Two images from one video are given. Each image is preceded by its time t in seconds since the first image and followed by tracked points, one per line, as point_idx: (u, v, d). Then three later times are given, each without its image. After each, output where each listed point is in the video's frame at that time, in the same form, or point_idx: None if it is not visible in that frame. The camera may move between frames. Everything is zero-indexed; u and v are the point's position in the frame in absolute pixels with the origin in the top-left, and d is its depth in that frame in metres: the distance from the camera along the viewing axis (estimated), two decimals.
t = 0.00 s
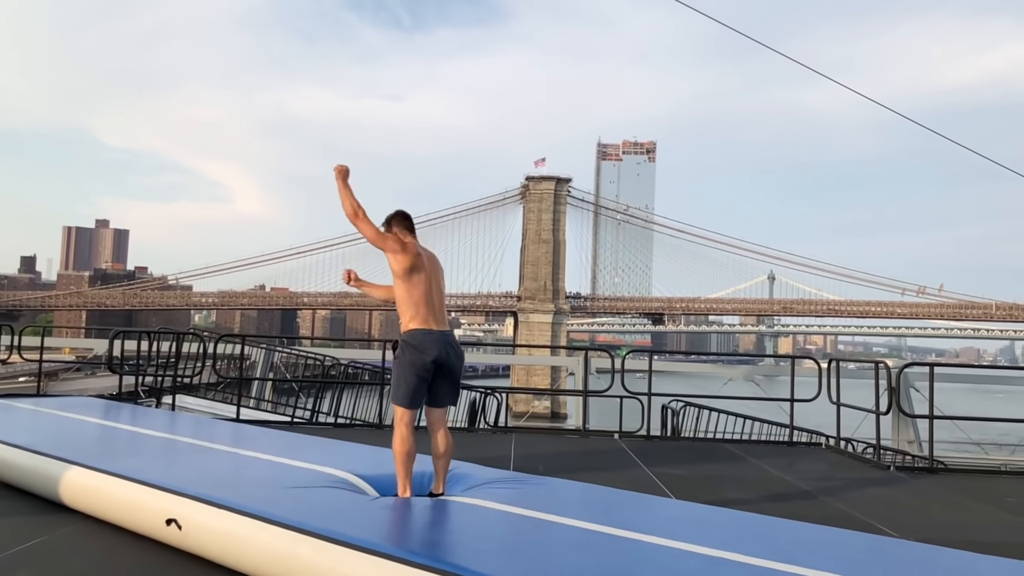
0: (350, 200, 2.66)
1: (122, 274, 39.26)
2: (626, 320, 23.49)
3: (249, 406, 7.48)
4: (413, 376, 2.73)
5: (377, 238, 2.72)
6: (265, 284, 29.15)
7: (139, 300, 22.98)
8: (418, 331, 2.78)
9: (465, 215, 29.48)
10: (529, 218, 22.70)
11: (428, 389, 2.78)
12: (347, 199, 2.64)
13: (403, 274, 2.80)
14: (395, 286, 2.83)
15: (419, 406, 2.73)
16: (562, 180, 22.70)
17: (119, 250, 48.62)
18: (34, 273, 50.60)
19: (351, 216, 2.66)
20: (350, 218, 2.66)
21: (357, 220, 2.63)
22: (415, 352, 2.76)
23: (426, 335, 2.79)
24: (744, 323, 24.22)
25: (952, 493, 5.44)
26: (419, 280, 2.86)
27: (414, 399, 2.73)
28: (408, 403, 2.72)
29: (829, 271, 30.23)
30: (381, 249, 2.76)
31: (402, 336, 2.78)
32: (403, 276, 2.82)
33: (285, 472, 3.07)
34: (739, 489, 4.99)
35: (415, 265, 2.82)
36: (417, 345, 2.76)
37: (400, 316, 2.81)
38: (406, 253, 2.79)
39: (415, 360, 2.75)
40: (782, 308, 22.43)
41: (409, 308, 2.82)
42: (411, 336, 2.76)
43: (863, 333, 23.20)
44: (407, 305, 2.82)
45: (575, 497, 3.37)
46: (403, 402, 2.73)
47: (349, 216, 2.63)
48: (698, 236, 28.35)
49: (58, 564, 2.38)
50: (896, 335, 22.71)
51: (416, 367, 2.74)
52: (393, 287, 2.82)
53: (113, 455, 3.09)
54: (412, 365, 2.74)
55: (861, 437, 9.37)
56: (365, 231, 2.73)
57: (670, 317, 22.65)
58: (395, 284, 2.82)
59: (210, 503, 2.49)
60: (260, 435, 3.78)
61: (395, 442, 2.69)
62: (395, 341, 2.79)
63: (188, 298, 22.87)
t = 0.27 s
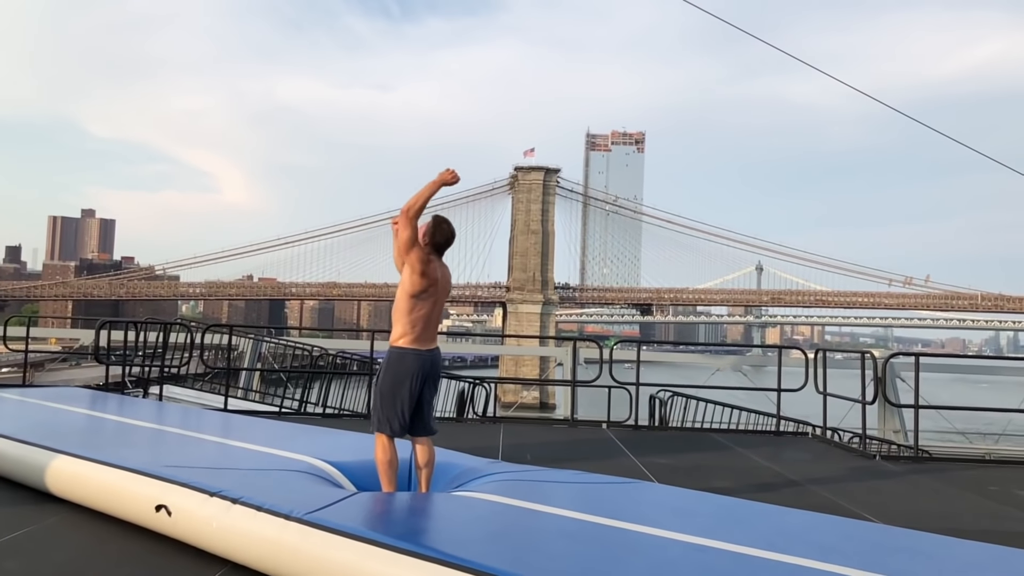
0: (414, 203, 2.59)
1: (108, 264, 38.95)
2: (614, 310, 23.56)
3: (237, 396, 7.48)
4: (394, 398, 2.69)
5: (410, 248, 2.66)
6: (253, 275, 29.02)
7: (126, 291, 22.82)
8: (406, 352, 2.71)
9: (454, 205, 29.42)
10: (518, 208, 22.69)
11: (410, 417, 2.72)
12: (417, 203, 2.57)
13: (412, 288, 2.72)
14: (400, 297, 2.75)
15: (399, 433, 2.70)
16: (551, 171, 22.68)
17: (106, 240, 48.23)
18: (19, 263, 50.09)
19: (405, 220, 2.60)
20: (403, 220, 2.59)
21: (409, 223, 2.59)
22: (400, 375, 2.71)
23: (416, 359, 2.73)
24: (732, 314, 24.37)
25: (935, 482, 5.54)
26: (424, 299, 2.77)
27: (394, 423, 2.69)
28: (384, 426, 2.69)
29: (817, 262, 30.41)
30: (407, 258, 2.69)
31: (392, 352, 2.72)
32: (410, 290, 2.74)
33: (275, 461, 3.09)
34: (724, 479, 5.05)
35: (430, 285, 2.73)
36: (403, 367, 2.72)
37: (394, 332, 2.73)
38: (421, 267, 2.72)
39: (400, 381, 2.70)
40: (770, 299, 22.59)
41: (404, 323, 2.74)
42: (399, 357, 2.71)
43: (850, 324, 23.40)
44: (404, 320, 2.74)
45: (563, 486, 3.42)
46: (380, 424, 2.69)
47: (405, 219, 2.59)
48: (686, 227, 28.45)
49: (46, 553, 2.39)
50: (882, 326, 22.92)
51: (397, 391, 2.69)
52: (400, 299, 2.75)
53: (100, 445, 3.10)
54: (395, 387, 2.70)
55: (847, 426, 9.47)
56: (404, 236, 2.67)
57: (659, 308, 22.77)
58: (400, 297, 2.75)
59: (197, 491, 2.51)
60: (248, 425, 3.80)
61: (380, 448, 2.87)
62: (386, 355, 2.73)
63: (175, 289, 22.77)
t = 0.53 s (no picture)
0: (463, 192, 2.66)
1: (98, 255, 38.67)
2: (606, 305, 23.55)
3: (228, 389, 7.47)
4: (377, 347, 2.82)
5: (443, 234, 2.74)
6: (244, 268, 28.91)
7: (116, 283, 22.68)
8: (400, 306, 2.84)
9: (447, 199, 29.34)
10: (511, 203, 22.65)
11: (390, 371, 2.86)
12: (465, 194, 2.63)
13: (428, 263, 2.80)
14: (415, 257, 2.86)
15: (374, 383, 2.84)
16: (544, 166, 22.65)
17: (97, 232, 47.90)
18: (7, 254, 49.68)
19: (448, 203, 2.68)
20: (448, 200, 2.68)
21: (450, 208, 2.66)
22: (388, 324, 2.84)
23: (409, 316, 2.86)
24: (724, 310, 24.45)
25: (923, 477, 5.59)
26: (434, 274, 2.85)
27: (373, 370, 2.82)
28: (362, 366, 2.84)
29: (808, 259, 30.53)
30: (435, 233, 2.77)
31: (387, 300, 2.87)
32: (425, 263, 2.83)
33: (265, 454, 3.09)
34: (715, 473, 5.09)
35: (447, 266, 2.82)
36: (389, 321, 2.85)
37: (396, 286, 2.86)
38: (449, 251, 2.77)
39: (388, 334, 2.83)
40: (761, 295, 22.67)
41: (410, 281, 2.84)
42: (391, 310, 2.83)
43: (841, 320, 23.53)
44: (408, 279, 2.84)
45: (555, 478, 3.44)
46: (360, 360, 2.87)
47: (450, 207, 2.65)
48: (679, 223, 28.49)
49: (36, 546, 2.39)
50: (873, 322, 23.06)
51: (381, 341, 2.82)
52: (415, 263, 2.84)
53: (89, 438, 3.09)
54: (380, 336, 2.83)
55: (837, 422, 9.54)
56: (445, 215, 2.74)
57: (651, 303, 22.82)
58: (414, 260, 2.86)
59: (188, 484, 2.52)
60: (239, 417, 3.80)
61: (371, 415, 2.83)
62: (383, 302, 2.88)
63: (166, 281, 22.64)
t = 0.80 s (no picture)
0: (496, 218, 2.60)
1: (89, 253, 38.41)
2: (598, 305, 23.41)
3: (218, 388, 7.45)
4: (371, 285, 3.09)
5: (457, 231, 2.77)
6: (236, 266, 28.80)
7: (106, 281, 22.52)
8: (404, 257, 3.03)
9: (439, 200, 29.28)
10: (504, 203, 22.62)
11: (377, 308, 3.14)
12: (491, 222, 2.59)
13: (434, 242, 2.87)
14: (434, 222, 2.91)
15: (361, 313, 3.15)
16: (537, 166, 22.64)
17: (87, 230, 47.58)
18: None
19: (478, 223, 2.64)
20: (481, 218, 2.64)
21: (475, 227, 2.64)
22: (391, 267, 3.07)
23: (410, 270, 3.06)
24: (715, 311, 24.53)
25: (911, 478, 5.65)
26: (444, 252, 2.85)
27: (364, 302, 3.11)
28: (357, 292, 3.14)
29: (800, 260, 30.67)
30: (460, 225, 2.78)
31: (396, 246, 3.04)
32: (433, 241, 2.88)
33: (254, 453, 3.09)
34: (704, 474, 5.12)
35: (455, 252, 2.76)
36: (394, 265, 3.06)
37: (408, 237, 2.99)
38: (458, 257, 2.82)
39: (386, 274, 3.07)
40: (753, 296, 22.76)
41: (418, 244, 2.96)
42: (398, 256, 3.04)
43: (832, 322, 23.64)
44: (421, 238, 2.94)
45: (545, 479, 3.46)
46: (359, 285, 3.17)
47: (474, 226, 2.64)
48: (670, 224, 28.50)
49: (23, 544, 2.39)
50: (864, 324, 23.18)
51: (378, 281, 3.09)
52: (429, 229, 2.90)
53: (78, 436, 3.09)
54: (379, 274, 3.08)
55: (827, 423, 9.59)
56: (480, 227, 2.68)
57: (643, 304, 22.89)
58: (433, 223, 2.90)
59: (176, 483, 2.51)
60: (229, 416, 3.80)
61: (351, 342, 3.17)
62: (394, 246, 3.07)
63: (157, 279, 22.53)
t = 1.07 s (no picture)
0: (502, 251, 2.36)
1: (78, 259, 38.16)
2: (589, 312, 23.35)
3: (208, 394, 7.42)
4: (370, 238, 2.79)
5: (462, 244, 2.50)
6: (226, 272, 28.67)
7: (95, 287, 22.37)
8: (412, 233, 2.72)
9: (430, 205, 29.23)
10: (495, 208, 22.60)
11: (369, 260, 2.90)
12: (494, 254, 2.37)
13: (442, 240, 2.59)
14: (452, 214, 2.58)
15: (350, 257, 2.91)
16: (527, 172, 22.63)
17: (76, 235, 47.24)
18: None
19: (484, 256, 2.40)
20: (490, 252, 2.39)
21: (478, 257, 2.41)
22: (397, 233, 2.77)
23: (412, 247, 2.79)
24: (706, 317, 24.60)
25: (899, 485, 5.68)
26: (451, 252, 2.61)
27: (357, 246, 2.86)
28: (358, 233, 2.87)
29: (790, 266, 30.81)
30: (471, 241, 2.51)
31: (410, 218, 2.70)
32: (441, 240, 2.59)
33: (244, 461, 3.09)
34: (694, 481, 5.14)
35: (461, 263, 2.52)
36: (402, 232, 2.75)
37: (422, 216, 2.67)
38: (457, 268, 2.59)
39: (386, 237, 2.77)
40: (743, 302, 22.85)
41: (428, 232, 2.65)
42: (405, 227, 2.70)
43: (821, 328, 23.76)
44: (436, 224, 2.63)
45: (535, 486, 3.46)
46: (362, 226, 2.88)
47: (479, 252, 2.41)
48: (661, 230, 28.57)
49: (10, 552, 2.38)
50: (853, 330, 23.31)
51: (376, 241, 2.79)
52: (444, 221, 2.58)
53: (65, 443, 3.07)
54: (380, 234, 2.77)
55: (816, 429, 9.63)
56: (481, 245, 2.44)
57: (634, 310, 22.95)
58: (450, 215, 2.58)
59: (165, 491, 2.51)
60: (218, 423, 3.79)
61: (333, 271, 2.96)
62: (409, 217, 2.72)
63: (147, 285, 22.41)
